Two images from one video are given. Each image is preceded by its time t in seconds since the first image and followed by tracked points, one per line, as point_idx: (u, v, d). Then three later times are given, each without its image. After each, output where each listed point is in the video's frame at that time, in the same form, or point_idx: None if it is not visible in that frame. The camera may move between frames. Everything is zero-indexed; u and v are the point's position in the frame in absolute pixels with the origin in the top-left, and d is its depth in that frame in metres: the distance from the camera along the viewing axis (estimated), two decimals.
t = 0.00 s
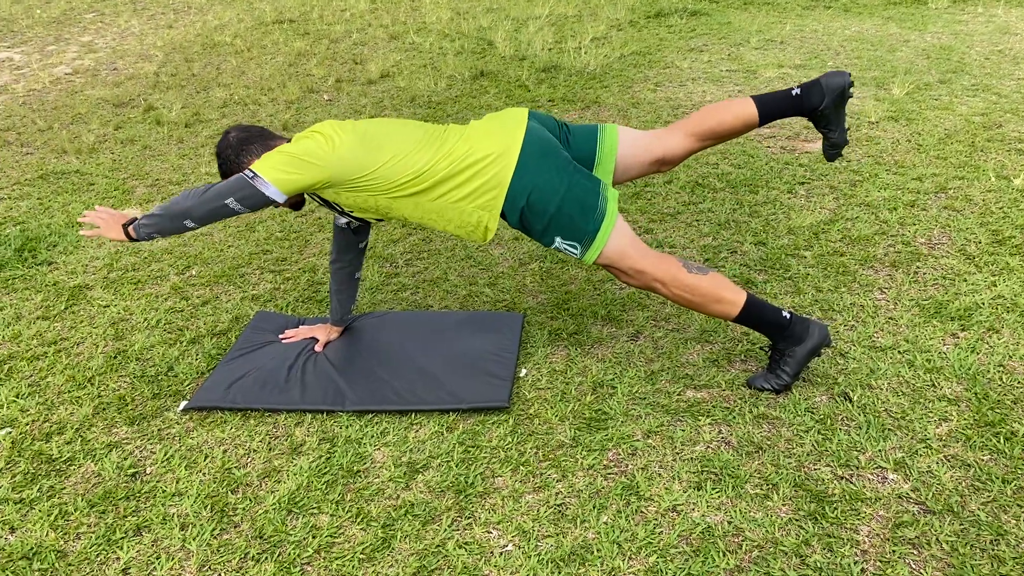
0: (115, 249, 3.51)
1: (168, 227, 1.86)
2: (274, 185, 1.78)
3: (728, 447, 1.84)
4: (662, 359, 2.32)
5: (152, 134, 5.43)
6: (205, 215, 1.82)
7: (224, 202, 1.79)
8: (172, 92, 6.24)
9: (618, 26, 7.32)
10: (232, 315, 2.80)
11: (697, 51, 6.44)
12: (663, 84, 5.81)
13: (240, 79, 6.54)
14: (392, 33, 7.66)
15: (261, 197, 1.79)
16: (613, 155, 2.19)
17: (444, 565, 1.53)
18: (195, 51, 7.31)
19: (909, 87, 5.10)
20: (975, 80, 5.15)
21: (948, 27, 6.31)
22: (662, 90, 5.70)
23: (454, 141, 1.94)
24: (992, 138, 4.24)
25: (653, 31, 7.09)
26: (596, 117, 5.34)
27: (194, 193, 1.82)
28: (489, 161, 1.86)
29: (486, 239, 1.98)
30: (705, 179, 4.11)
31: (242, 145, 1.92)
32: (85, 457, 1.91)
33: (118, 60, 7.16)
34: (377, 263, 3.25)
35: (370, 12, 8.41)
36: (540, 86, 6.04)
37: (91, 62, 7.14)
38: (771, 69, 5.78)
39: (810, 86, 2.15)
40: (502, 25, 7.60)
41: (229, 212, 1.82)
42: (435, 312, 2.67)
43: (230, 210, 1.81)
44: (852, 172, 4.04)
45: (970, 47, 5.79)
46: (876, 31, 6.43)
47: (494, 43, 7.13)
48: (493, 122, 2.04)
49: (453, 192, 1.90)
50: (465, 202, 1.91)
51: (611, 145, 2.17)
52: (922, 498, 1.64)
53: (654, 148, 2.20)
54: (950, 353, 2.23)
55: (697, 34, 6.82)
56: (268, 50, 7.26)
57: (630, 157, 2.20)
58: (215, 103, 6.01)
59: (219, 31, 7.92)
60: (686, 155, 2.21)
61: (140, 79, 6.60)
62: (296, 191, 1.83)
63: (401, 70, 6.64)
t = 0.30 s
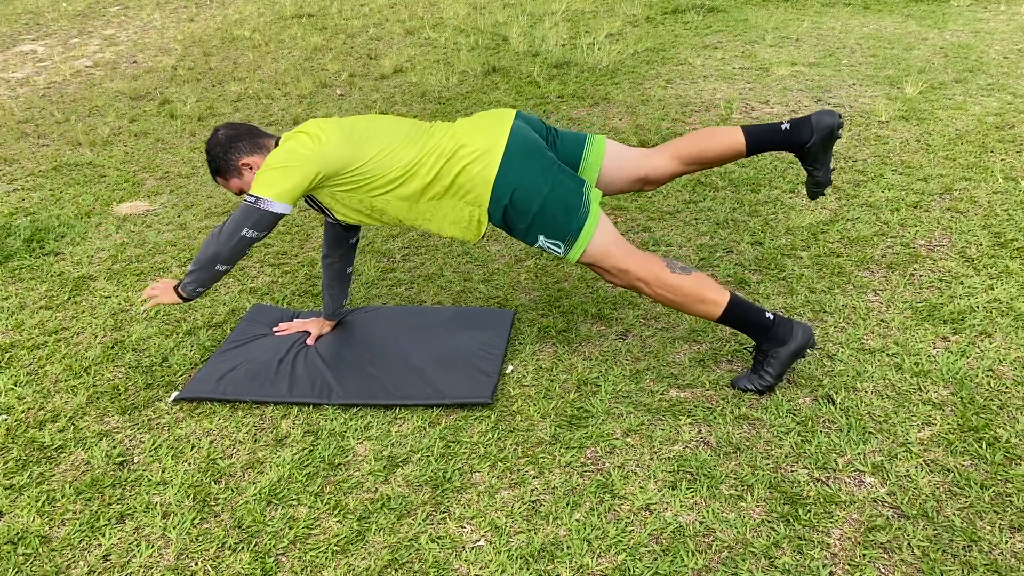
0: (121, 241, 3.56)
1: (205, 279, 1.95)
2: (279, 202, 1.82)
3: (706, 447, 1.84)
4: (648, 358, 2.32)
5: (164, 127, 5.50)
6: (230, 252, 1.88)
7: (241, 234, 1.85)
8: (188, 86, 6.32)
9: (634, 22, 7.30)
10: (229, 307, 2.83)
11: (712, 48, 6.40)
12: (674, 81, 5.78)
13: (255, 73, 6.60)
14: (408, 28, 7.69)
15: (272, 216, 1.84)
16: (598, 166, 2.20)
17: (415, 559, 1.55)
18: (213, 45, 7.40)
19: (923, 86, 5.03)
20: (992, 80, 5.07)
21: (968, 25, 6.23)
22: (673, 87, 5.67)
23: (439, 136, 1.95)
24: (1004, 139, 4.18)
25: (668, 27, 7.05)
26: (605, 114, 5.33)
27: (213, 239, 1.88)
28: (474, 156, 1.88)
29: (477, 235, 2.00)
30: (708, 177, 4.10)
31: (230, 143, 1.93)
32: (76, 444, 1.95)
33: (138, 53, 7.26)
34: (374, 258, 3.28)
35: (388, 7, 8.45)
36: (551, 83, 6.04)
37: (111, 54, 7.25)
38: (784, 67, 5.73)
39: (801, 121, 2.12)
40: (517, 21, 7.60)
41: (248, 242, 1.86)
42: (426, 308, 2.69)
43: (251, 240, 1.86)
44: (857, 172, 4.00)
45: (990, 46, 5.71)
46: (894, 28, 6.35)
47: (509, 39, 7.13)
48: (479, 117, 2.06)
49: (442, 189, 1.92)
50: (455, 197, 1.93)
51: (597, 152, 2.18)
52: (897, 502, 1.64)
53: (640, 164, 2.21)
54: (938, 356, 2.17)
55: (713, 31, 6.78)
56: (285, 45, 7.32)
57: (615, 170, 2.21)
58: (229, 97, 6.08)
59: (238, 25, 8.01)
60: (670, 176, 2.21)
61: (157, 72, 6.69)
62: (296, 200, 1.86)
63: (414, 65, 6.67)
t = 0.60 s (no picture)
0: (134, 233, 3.62)
1: (282, 331, 2.05)
2: (307, 236, 1.87)
3: (698, 447, 1.84)
4: (647, 357, 2.31)
5: (182, 120, 5.57)
6: (292, 293, 1.96)
7: (293, 275, 1.92)
8: (208, 79, 6.39)
9: (655, 18, 7.26)
10: (235, 299, 2.87)
11: (731, 44, 6.34)
12: (691, 78, 5.74)
13: (274, 66, 6.66)
14: (427, 23, 7.70)
15: (308, 251, 1.90)
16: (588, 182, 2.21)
17: (402, 552, 1.57)
18: (235, 38, 7.48)
19: (944, 85, 4.95)
20: (1017, 79, 4.98)
21: (995, 23, 6.11)
22: (690, 83, 5.63)
23: (430, 138, 1.96)
24: None
25: (687, 23, 7.00)
26: (619, 110, 5.30)
27: (272, 294, 1.96)
28: (468, 158, 1.88)
29: (476, 237, 2.02)
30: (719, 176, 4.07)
31: (226, 144, 1.99)
32: (78, 432, 1.99)
33: (161, 46, 7.36)
34: (380, 252, 3.30)
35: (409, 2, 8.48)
36: (568, 79, 6.02)
37: (135, 47, 7.35)
38: (803, 64, 5.67)
39: (793, 200, 2.21)
40: (536, 16, 7.59)
41: (304, 278, 1.95)
42: (428, 303, 2.70)
43: (303, 272, 1.93)
44: (871, 172, 3.95)
45: (1016, 45, 5.60)
46: (918, 26, 6.25)
47: (528, 34, 7.12)
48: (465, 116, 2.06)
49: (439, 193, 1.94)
50: (451, 198, 1.95)
51: (591, 164, 2.20)
52: (888, 507, 1.62)
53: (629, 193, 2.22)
54: (940, 360, 2.13)
55: (734, 28, 6.72)
56: (306, 38, 7.37)
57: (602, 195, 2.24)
58: (247, 90, 6.13)
59: (260, 19, 8.09)
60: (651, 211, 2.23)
61: (179, 65, 6.77)
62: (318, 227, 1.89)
63: (432, 59, 6.69)
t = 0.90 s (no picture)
0: (148, 227, 3.65)
1: (284, 339, 2.04)
2: (306, 242, 1.88)
3: (698, 452, 1.81)
4: (651, 359, 2.28)
5: (201, 115, 5.62)
6: (291, 300, 1.95)
7: (292, 283, 1.92)
8: (228, 74, 6.44)
9: (678, 15, 7.18)
10: (243, 294, 2.88)
11: (754, 42, 6.25)
12: (711, 76, 5.67)
13: (295, 61, 6.69)
14: (449, 18, 7.70)
15: (306, 258, 1.91)
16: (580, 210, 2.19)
17: (394, 553, 1.56)
18: (258, 33, 7.53)
19: (969, 85, 4.84)
20: None
21: None
22: (710, 81, 5.56)
23: (425, 141, 1.95)
24: None
25: (708, 20, 6.92)
26: (637, 108, 5.26)
27: (273, 303, 1.96)
28: (464, 165, 1.87)
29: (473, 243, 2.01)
30: (734, 176, 4.00)
31: (226, 144, 2.03)
32: (82, 425, 2.02)
33: (185, 41, 7.43)
34: (389, 248, 3.29)
35: None
36: (586, 76, 5.98)
37: (160, 41, 7.44)
38: (826, 63, 5.57)
39: (770, 279, 2.30)
40: (557, 13, 7.55)
41: (303, 285, 1.95)
42: (432, 301, 2.70)
43: (303, 279, 1.93)
44: (890, 173, 3.86)
45: None
46: (947, 25, 6.12)
47: (548, 30, 7.09)
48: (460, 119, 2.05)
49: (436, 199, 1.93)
50: (446, 202, 1.94)
51: (587, 187, 2.19)
52: (889, 518, 1.59)
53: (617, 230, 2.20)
54: (950, 368, 2.08)
55: (758, 25, 6.63)
56: (327, 34, 7.40)
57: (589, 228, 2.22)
58: (266, 85, 6.17)
59: (284, 13, 8.15)
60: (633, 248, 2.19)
61: (201, 59, 6.84)
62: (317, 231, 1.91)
63: (452, 55, 6.68)
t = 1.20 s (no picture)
0: (158, 223, 3.67)
1: (280, 342, 2.04)
2: (301, 248, 1.89)
3: (696, 462, 1.77)
4: (653, 364, 2.23)
5: (217, 111, 5.65)
6: (286, 304, 1.96)
7: (287, 287, 1.92)
8: (247, 69, 6.48)
9: (700, 12, 7.09)
10: (247, 292, 2.88)
11: (776, 40, 6.15)
12: (731, 74, 5.59)
13: (314, 58, 6.71)
14: (469, 15, 7.67)
15: (302, 263, 1.91)
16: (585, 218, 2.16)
17: (381, 560, 1.55)
18: (279, 29, 7.56)
19: (996, 86, 4.72)
20: None
21: None
22: (730, 80, 5.48)
23: (423, 149, 1.92)
24: None
25: (730, 18, 6.83)
26: (654, 107, 5.20)
27: (268, 306, 1.96)
28: (462, 176, 1.85)
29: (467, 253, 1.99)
30: (748, 177, 3.93)
31: (226, 145, 2.02)
32: (80, 423, 2.03)
33: (207, 36, 7.48)
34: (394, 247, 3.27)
35: None
36: (604, 74, 5.93)
37: (182, 36, 7.50)
38: (848, 62, 5.46)
39: (776, 288, 2.25)
40: (577, 10, 7.49)
41: (298, 290, 1.95)
42: (436, 303, 2.67)
43: (298, 284, 1.94)
44: (909, 175, 3.77)
45: None
46: (975, 23, 5.97)
47: (568, 28, 7.04)
48: (462, 125, 2.02)
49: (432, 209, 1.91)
50: (442, 213, 1.92)
51: (589, 198, 2.15)
52: (889, 534, 1.54)
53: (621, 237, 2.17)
54: (961, 379, 2.01)
55: (781, 23, 6.52)
56: (347, 30, 7.42)
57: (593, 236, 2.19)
58: (284, 81, 6.20)
59: (305, 9, 8.18)
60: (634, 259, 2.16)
61: (221, 55, 6.88)
62: (313, 236, 1.91)
63: (470, 52, 6.65)
